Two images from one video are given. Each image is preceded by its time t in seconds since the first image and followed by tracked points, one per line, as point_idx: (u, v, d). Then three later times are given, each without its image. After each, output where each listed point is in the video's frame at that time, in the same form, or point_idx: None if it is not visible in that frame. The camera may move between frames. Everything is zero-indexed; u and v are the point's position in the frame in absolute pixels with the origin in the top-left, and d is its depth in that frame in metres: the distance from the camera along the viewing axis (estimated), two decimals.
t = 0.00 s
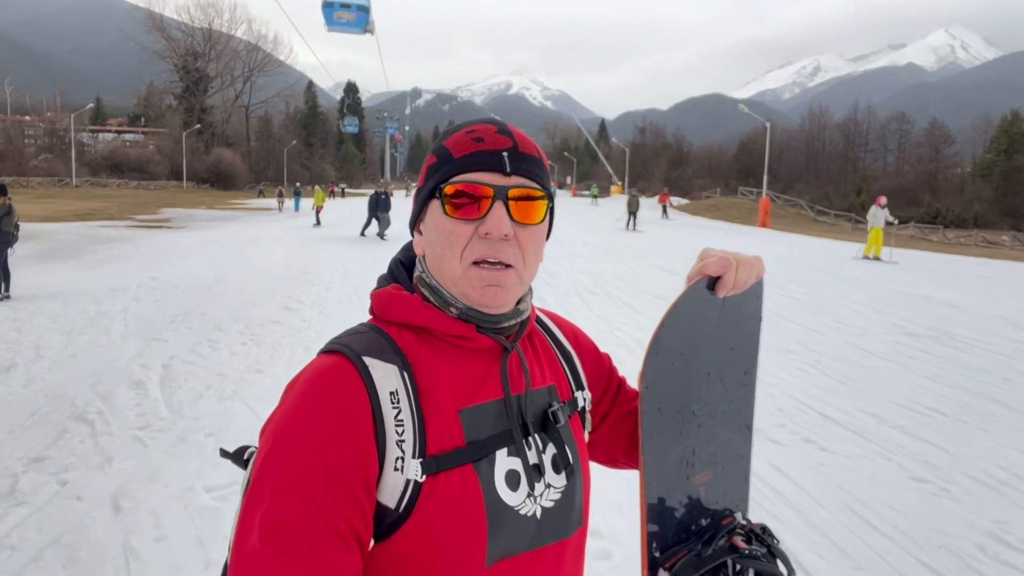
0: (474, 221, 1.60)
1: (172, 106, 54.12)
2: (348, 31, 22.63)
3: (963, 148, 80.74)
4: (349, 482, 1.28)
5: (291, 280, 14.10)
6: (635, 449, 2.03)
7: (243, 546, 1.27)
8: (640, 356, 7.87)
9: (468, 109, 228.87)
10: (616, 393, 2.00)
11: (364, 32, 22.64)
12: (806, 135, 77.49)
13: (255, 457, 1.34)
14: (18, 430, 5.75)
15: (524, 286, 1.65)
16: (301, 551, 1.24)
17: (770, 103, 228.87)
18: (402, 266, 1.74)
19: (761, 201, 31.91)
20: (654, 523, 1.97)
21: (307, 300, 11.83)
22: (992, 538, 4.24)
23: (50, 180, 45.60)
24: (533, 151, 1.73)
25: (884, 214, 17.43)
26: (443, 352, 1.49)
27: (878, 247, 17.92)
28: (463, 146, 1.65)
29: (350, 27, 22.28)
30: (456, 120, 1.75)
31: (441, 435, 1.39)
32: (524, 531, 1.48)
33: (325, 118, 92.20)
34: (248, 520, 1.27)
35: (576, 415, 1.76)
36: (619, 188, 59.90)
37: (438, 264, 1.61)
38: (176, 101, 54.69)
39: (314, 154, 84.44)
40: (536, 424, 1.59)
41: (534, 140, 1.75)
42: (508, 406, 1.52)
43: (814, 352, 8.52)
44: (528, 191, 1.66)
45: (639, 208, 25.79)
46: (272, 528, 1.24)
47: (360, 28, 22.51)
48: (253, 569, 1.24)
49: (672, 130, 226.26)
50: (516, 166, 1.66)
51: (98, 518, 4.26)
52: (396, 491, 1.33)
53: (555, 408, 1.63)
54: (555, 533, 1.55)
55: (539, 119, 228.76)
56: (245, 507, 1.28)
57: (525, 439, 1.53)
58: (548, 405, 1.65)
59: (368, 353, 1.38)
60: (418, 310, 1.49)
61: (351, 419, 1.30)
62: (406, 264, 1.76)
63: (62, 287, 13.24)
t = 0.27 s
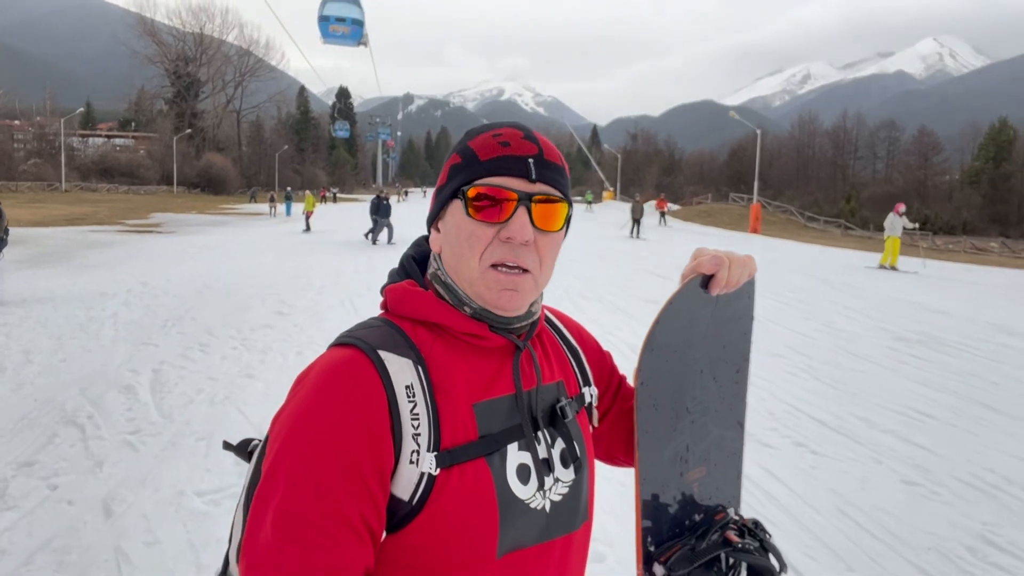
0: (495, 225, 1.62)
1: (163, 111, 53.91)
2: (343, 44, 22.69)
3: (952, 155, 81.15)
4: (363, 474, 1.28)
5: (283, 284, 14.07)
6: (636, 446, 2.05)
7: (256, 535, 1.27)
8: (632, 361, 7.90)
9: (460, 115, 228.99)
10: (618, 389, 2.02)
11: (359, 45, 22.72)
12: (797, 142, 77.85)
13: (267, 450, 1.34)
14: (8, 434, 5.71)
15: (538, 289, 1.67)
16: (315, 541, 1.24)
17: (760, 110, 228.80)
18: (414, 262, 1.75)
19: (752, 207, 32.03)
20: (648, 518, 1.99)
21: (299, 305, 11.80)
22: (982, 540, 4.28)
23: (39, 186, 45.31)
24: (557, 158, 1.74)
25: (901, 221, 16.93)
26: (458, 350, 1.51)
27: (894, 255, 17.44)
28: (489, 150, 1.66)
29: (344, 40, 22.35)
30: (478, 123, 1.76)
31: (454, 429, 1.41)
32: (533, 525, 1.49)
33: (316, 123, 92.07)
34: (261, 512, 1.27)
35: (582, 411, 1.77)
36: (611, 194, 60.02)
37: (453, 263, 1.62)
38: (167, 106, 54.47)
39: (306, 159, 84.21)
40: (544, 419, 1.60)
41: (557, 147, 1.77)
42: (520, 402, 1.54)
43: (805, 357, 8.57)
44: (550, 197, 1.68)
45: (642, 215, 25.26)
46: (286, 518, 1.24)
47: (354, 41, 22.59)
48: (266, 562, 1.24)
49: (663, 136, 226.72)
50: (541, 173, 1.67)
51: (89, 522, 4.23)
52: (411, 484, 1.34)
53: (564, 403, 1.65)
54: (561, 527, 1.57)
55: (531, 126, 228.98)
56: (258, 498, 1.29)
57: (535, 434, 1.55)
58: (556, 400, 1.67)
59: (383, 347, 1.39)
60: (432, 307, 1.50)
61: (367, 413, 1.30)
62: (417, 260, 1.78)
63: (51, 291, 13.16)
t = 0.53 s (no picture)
0: (495, 235, 1.61)
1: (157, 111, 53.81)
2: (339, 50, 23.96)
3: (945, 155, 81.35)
4: (350, 479, 1.28)
5: (277, 285, 14.05)
6: (629, 450, 2.06)
7: (241, 540, 1.27)
8: (626, 361, 7.91)
9: (455, 115, 228.97)
10: (613, 393, 2.01)
11: (354, 52, 23.95)
12: (791, 142, 78.06)
13: (255, 451, 1.34)
14: None
15: (535, 299, 1.67)
16: (300, 546, 1.24)
17: (755, 110, 228.82)
18: (407, 264, 1.75)
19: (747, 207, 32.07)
20: (643, 522, 1.98)
21: (293, 306, 11.78)
22: (972, 539, 4.30)
23: (32, 186, 45.18)
24: (561, 170, 1.73)
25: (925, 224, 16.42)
26: (450, 356, 1.51)
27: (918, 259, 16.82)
28: (493, 158, 1.65)
29: (340, 47, 23.62)
30: (482, 128, 1.75)
31: (442, 436, 1.41)
32: (521, 533, 1.49)
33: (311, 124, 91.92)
34: (247, 516, 1.26)
35: (574, 416, 1.77)
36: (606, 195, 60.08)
37: (448, 270, 1.62)
38: (161, 106, 54.36)
39: (301, 160, 84.11)
40: (536, 424, 1.60)
41: (561, 157, 1.76)
42: (511, 408, 1.53)
43: (798, 357, 8.59)
44: (553, 210, 1.68)
45: (650, 218, 24.57)
46: (272, 522, 1.24)
47: (350, 48, 23.83)
48: (251, 563, 1.24)
49: (658, 136, 226.89)
50: (544, 187, 1.67)
51: (79, 524, 4.21)
52: (397, 489, 1.34)
53: (556, 409, 1.64)
54: (552, 534, 1.57)
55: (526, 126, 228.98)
56: (244, 503, 1.28)
57: (525, 440, 1.55)
58: (548, 406, 1.66)
59: (373, 351, 1.39)
60: (425, 312, 1.50)
61: (356, 417, 1.30)
62: (411, 263, 1.77)
63: (44, 292, 13.12)
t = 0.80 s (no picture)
0: (480, 231, 1.61)
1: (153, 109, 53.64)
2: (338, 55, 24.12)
3: (941, 154, 81.49)
4: (339, 480, 1.28)
5: (273, 284, 14.02)
6: (625, 451, 2.06)
7: (231, 545, 1.26)
8: (623, 360, 7.92)
9: (452, 114, 228.78)
10: (609, 394, 2.01)
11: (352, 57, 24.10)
12: (787, 141, 78.13)
13: (246, 454, 1.34)
14: None
15: (526, 295, 1.67)
16: (289, 547, 1.24)
17: (751, 109, 228.87)
18: (398, 265, 1.74)
19: (743, 206, 32.07)
20: (643, 524, 1.98)
21: (289, 304, 11.75)
22: (966, 536, 4.32)
23: (27, 185, 44.99)
24: (544, 161, 1.73)
25: (955, 227, 15.83)
26: (439, 355, 1.51)
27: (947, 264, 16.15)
28: (474, 152, 1.64)
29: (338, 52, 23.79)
30: (464, 124, 1.75)
31: (434, 437, 1.40)
32: (516, 534, 1.49)
33: (307, 122, 91.69)
34: (238, 517, 1.26)
35: (568, 417, 1.77)
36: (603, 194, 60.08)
37: (437, 269, 1.62)
38: (157, 104, 54.18)
39: (297, 158, 83.94)
40: (529, 425, 1.60)
41: (543, 149, 1.75)
42: (503, 408, 1.53)
43: (795, 355, 8.61)
44: (536, 202, 1.67)
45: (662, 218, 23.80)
46: (261, 525, 1.24)
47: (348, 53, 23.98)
48: (240, 568, 1.24)
49: (655, 135, 226.91)
50: (527, 179, 1.66)
51: (75, 523, 4.20)
52: (388, 490, 1.34)
53: (549, 409, 1.64)
54: (548, 534, 1.57)
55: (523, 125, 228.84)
56: (234, 504, 1.28)
57: (518, 440, 1.55)
58: (541, 407, 1.66)
59: (361, 352, 1.39)
60: (415, 312, 1.49)
61: (343, 419, 1.30)
62: (401, 263, 1.77)
63: (39, 291, 13.06)
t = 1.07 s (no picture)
0: (480, 231, 1.61)
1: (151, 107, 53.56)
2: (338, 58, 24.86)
3: (939, 152, 81.58)
4: (344, 483, 1.28)
5: (273, 282, 14.01)
6: (631, 452, 2.05)
7: (237, 547, 1.27)
8: (622, 359, 7.93)
9: (451, 112, 228.72)
10: (613, 396, 2.02)
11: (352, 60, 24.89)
12: (786, 140, 78.23)
13: (251, 457, 1.33)
14: None
15: (527, 294, 1.66)
16: (294, 552, 1.24)
17: (751, 107, 228.97)
18: (401, 267, 1.74)
19: (742, 204, 32.04)
20: (647, 526, 1.99)
21: (288, 302, 11.76)
22: (966, 535, 4.32)
23: (26, 182, 44.95)
24: (542, 159, 1.72)
25: (994, 229, 15.18)
26: (442, 355, 1.50)
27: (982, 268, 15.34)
28: (470, 154, 1.64)
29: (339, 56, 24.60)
30: (463, 124, 1.75)
31: (438, 439, 1.40)
32: (521, 536, 1.49)
33: (306, 119, 91.57)
34: (243, 522, 1.27)
35: (573, 418, 1.77)
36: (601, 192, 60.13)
37: (441, 270, 1.61)
38: (155, 102, 54.08)
39: (296, 156, 83.93)
40: (533, 427, 1.60)
41: (540, 147, 1.75)
42: (508, 411, 1.53)
43: (794, 354, 8.62)
44: (536, 201, 1.67)
45: (677, 217, 23.07)
46: (267, 528, 1.24)
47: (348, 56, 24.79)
48: (246, 570, 1.24)
49: (654, 133, 226.87)
50: (525, 177, 1.66)
51: (76, 522, 4.19)
52: (392, 494, 1.34)
53: (553, 412, 1.64)
54: (552, 537, 1.57)
55: (522, 123, 228.80)
56: (239, 506, 1.29)
57: (523, 444, 1.55)
58: (545, 409, 1.66)
59: (366, 355, 1.39)
60: (417, 312, 1.50)
61: (347, 422, 1.30)
62: (406, 265, 1.77)
63: (38, 289, 13.05)
